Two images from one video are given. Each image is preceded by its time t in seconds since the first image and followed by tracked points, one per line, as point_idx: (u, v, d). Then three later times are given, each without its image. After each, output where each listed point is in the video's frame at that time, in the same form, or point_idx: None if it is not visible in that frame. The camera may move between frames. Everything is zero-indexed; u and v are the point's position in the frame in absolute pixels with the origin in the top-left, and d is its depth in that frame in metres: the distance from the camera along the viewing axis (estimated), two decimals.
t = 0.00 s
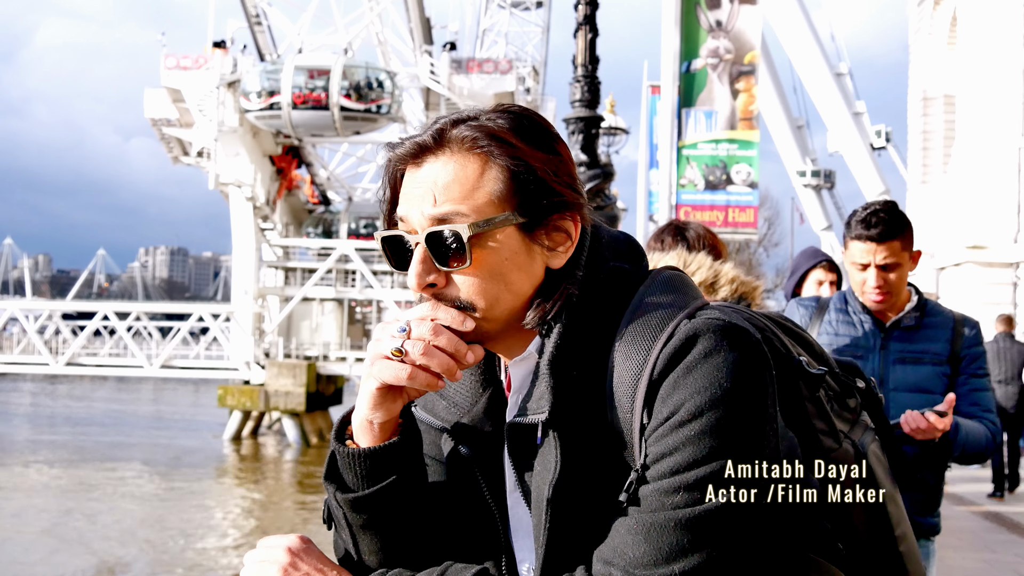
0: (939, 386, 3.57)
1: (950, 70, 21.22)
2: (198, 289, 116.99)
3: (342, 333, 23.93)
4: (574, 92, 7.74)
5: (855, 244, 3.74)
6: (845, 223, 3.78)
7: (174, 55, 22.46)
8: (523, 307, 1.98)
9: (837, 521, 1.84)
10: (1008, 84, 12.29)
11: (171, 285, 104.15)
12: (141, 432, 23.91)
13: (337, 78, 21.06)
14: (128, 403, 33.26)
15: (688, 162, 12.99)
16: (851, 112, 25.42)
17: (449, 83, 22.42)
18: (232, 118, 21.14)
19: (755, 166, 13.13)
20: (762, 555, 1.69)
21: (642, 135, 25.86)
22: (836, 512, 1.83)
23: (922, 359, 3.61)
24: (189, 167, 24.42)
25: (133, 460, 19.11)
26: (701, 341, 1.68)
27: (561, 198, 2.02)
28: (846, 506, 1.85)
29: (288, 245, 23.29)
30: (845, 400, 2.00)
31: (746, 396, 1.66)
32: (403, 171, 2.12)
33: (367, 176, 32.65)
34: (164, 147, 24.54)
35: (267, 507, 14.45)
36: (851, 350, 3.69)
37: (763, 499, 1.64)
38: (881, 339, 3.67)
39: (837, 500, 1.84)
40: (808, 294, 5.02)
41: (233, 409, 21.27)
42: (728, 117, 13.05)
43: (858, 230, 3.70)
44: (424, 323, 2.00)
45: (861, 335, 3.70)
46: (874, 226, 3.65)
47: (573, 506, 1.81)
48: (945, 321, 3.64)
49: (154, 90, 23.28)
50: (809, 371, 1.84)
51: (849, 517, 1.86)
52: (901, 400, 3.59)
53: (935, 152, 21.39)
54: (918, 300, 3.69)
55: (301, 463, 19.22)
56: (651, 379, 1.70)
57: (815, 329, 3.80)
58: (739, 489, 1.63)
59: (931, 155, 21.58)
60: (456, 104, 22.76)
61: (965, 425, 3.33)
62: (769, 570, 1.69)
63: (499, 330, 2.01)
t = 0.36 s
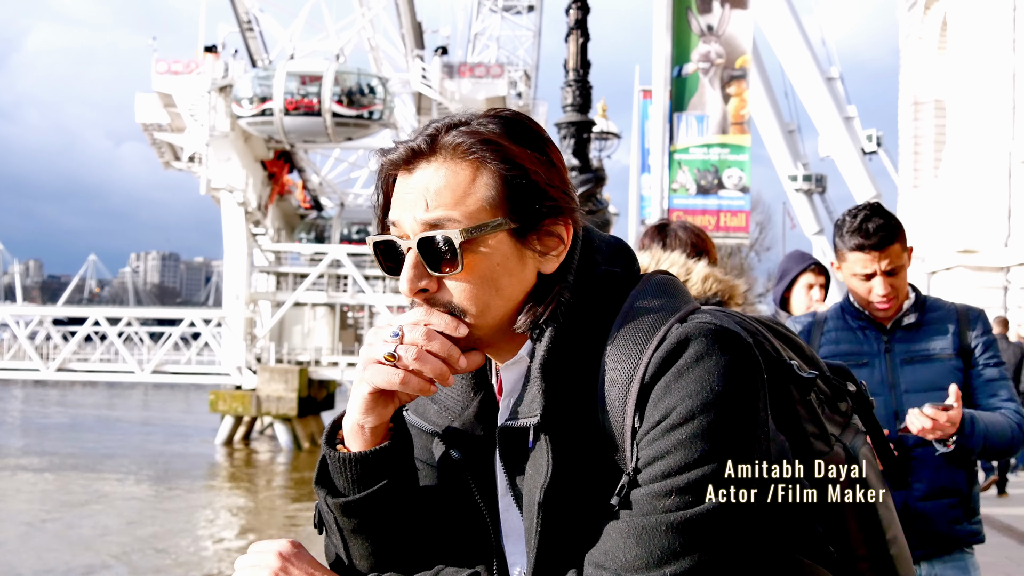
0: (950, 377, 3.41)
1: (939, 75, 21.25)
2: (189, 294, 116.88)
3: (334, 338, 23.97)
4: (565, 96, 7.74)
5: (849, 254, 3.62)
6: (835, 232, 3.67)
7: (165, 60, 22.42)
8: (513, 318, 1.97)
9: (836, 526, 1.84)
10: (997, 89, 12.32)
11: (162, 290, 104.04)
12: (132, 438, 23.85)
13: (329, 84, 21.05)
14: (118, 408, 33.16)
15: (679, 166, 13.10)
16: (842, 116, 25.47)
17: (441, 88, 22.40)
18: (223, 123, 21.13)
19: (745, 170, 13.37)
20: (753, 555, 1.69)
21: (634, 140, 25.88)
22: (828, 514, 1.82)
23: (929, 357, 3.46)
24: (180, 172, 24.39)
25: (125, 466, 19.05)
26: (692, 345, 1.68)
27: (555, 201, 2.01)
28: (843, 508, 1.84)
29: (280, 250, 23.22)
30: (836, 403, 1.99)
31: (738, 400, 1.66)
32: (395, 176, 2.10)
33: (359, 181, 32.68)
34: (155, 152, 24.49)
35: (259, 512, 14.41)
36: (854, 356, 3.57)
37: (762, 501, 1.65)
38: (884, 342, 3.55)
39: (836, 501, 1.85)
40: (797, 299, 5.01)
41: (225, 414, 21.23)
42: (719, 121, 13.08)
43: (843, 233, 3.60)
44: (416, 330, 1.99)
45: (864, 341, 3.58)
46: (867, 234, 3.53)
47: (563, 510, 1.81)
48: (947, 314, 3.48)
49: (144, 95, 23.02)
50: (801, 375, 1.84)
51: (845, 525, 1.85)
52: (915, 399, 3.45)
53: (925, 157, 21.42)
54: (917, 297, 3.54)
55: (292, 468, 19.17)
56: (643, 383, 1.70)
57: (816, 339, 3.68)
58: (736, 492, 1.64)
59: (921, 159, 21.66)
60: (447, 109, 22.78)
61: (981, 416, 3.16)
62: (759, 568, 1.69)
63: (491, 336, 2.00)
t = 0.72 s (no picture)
0: (962, 388, 3.22)
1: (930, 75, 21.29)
2: (180, 295, 116.86)
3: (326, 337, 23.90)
4: (557, 96, 7.72)
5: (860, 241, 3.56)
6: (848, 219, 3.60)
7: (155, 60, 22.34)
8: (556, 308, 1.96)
9: (830, 525, 1.84)
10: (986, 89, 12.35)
11: (153, 291, 103.97)
12: (123, 438, 23.77)
13: (321, 85, 20.99)
14: (109, 409, 33.06)
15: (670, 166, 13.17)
16: (833, 116, 25.49)
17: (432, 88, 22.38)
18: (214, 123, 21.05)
19: (736, 169, 13.38)
20: (747, 553, 1.68)
21: (625, 139, 25.92)
22: (822, 512, 1.82)
23: (944, 361, 3.28)
24: (171, 172, 24.31)
25: (116, 466, 18.99)
26: (691, 344, 1.68)
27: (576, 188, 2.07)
28: (839, 508, 1.84)
29: (271, 250, 23.18)
30: (827, 402, 1.97)
31: (735, 398, 1.66)
32: (415, 170, 2.04)
33: (350, 182, 32.66)
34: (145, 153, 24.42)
35: (251, 512, 14.38)
36: (874, 350, 3.49)
37: (757, 500, 1.64)
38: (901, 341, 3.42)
39: (836, 500, 1.84)
40: (788, 295, 5.03)
41: (216, 414, 21.18)
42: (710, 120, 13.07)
43: (863, 218, 3.53)
44: (473, 322, 1.94)
45: (884, 337, 3.49)
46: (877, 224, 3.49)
47: (554, 508, 1.80)
48: (976, 316, 3.29)
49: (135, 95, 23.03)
50: (795, 372, 1.84)
51: (840, 524, 1.85)
52: (918, 403, 3.31)
53: (916, 156, 21.43)
54: (949, 291, 3.39)
55: (283, 468, 19.13)
56: (641, 380, 1.70)
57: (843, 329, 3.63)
58: (735, 490, 1.62)
59: (912, 158, 21.72)
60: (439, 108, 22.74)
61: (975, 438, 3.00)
62: (752, 566, 1.68)
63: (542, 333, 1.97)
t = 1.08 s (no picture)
0: (997, 392, 3.10)
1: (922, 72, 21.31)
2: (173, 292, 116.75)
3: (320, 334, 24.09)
4: (550, 92, 7.72)
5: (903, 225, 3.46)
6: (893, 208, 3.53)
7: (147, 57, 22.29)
8: (556, 304, 1.96)
9: (826, 524, 1.84)
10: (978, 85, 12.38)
11: (146, 288, 103.77)
12: (116, 436, 23.73)
13: (314, 83, 20.98)
14: (102, 407, 33.00)
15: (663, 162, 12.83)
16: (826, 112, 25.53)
17: (425, 84, 22.35)
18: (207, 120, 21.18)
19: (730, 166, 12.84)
20: (745, 551, 1.69)
21: (619, 135, 25.92)
22: (819, 509, 1.82)
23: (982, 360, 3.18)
24: (164, 169, 24.26)
25: (109, 464, 18.95)
26: (689, 341, 1.67)
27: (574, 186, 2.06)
28: (836, 507, 1.84)
29: (264, 247, 23.16)
30: (823, 397, 1.97)
31: (733, 397, 1.65)
32: (413, 169, 2.03)
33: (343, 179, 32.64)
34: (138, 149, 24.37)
35: (244, 510, 14.36)
36: (918, 344, 3.43)
37: (757, 500, 1.65)
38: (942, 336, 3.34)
39: (836, 500, 1.84)
40: (781, 291, 5.01)
41: (210, 412, 21.16)
42: (703, 117, 12.92)
43: (910, 208, 3.45)
44: (468, 323, 1.94)
45: (928, 332, 3.41)
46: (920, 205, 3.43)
47: (548, 504, 1.80)
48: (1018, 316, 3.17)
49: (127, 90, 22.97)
50: (789, 370, 1.84)
51: (836, 524, 1.85)
52: (954, 402, 3.22)
53: (908, 152, 21.46)
54: (993, 287, 3.28)
55: (277, 465, 19.13)
56: (639, 378, 1.70)
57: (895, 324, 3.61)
58: (733, 491, 1.63)
59: (904, 155, 21.76)
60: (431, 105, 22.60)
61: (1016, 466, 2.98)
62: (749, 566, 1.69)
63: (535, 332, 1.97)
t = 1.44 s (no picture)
0: None
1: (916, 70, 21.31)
2: (168, 291, 116.69)
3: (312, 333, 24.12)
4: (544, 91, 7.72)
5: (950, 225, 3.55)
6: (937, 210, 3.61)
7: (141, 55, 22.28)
8: (538, 284, 1.98)
9: (835, 520, 1.78)
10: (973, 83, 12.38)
11: (139, 287, 103.62)
12: (109, 434, 23.67)
13: (307, 82, 20.88)
14: (96, 405, 32.91)
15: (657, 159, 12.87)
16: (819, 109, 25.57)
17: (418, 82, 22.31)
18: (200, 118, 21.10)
19: (724, 163, 13.18)
20: (740, 546, 1.70)
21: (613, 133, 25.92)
22: (818, 518, 1.77)
23: None
24: (157, 167, 24.19)
25: (102, 463, 18.89)
26: (679, 334, 1.67)
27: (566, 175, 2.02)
28: (836, 510, 1.79)
29: (258, 244, 23.12)
30: (839, 402, 1.90)
31: (724, 391, 1.65)
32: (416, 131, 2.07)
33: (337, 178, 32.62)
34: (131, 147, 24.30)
35: (238, 509, 14.33)
36: (967, 351, 3.47)
37: (757, 500, 1.66)
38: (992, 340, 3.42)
39: (836, 502, 1.79)
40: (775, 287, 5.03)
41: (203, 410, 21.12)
42: (697, 114, 13.01)
43: (958, 213, 3.51)
44: (441, 288, 1.99)
45: (971, 336, 3.48)
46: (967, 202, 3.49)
47: (532, 490, 1.80)
48: None
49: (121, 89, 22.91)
50: (799, 373, 1.78)
51: (845, 525, 1.79)
52: None
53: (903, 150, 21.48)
54: None
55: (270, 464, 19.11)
56: (628, 369, 1.70)
57: (919, 336, 3.63)
58: (733, 491, 1.63)
59: (899, 153, 21.77)
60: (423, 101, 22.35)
61: None
62: (745, 565, 1.69)
63: (508, 305, 1.99)
